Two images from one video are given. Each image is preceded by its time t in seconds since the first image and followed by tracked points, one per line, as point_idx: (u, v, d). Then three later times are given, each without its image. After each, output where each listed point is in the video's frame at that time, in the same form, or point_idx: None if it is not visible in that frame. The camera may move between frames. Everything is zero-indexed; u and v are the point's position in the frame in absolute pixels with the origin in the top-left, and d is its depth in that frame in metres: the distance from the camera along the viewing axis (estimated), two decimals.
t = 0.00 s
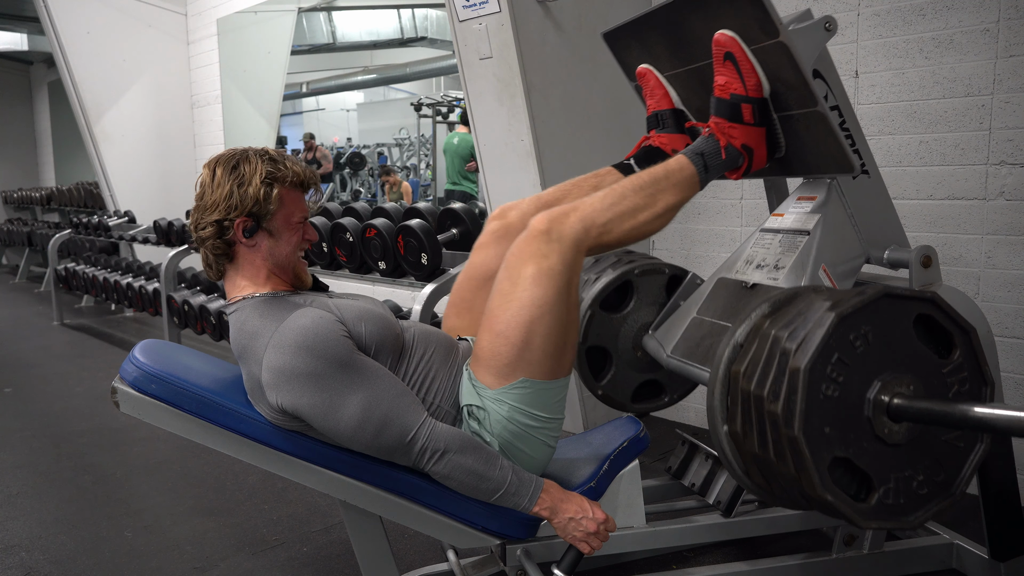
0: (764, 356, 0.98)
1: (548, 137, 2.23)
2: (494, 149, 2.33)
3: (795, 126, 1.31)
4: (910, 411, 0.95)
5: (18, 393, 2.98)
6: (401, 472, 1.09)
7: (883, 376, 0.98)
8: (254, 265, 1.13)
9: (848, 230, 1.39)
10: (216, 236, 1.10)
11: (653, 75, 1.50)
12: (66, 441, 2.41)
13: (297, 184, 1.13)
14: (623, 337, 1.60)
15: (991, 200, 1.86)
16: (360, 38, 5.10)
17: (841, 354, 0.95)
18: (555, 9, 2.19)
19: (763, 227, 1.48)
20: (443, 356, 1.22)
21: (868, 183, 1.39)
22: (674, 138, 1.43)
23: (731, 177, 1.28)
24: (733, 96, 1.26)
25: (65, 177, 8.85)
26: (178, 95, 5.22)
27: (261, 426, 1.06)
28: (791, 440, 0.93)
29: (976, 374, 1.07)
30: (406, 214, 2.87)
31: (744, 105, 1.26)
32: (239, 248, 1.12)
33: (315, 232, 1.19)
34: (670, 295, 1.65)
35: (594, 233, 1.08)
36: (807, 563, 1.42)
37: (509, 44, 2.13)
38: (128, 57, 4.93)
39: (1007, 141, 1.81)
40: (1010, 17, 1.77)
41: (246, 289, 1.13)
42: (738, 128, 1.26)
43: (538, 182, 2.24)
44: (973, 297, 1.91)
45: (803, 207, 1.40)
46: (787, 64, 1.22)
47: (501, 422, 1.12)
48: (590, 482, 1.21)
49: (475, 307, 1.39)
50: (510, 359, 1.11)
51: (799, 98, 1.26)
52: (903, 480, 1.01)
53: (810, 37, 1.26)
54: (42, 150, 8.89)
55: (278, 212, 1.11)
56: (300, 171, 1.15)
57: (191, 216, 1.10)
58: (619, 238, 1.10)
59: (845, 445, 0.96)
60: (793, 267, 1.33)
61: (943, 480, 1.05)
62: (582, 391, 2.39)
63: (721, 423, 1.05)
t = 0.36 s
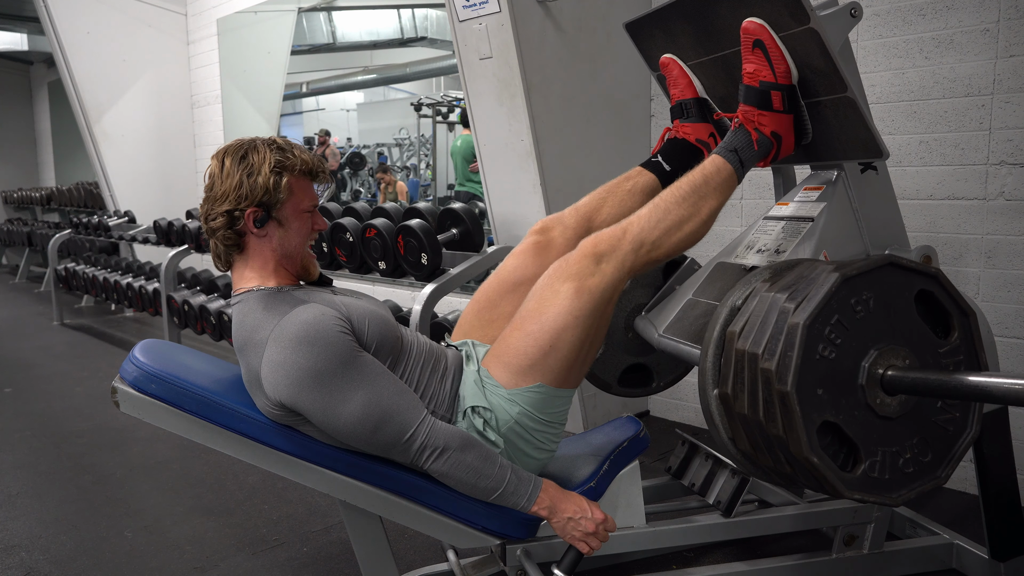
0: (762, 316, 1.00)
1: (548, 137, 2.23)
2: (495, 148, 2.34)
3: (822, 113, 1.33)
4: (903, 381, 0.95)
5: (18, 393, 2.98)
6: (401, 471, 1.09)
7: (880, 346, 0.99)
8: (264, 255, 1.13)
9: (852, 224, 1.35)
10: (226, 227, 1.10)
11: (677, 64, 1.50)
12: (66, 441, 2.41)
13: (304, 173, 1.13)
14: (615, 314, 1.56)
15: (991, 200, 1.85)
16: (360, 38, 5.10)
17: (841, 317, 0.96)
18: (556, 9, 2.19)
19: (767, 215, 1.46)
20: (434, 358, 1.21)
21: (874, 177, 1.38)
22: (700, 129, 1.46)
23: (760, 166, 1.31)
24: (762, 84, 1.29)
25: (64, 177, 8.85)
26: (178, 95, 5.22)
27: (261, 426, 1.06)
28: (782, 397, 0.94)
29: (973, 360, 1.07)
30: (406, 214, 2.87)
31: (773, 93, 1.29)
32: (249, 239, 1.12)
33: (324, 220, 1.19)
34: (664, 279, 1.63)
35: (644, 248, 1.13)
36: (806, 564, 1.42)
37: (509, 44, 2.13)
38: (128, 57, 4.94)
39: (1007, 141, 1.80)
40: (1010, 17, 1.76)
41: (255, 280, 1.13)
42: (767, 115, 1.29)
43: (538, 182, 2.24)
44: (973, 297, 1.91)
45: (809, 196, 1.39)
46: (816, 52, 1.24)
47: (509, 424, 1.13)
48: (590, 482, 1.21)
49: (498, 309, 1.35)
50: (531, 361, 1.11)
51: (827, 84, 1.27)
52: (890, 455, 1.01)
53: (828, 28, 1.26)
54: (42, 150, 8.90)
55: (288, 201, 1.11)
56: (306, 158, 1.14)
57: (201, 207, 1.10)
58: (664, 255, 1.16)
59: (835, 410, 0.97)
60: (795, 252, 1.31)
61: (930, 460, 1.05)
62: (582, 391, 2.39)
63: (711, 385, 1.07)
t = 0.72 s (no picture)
0: (763, 318, 1.00)
1: (548, 138, 2.23)
2: (495, 149, 2.34)
3: (823, 114, 1.33)
4: (904, 384, 0.95)
5: (19, 393, 2.98)
6: (402, 471, 1.09)
7: (882, 347, 0.99)
8: (261, 255, 1.13)
9: (853, 225, 1.35)
10: (221, 232, 1.10)
11: (676, 66, 1.51)
12: (66, 441, 2.41)
13: (288, 166, 1.13)
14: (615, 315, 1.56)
15: (991, 200, 1.85)
16: (360, 38, 5.10)
17: (842, 319, 0.96)
18: (556, 9, 2.19)
19: (767, 216, 1.46)
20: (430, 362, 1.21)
21: (875, 178, 1.38)
22: (700, 131, 1.47)
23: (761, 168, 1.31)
24: (763, 86, 1.29)
25: (64, 177, 8.85)
26: (178, 95, 5.22)
27: (262, 426, 1.06)
28: (784, 400, 0.94)
29: (973, 361, 1.07)
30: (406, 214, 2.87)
31: (774, 95, 1.29)
32: (244, 241, 1.13)
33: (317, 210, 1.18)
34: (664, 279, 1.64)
35: (647, 251, 1.13)
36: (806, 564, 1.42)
37: (510, 44, 2.13)
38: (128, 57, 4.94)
39: (1007, 141, 1.80)
40: (1010, 17, 1.76)
41: (256, 281, 1.13)
42: (769, 117, 1.29)
43: (539, 183, 2.24)
44: (973, 297, 1.91)
45: (809, 196, 1.39)
46: (817, 53, 1.24)
47: (508, 427, 1.13)
48: (590, 482, 1.21)
49: (497, 308, 1.34)
50: (533, 363, 1.11)
51: (827, 85, 1.28)
52: (892, 456, 1.01)
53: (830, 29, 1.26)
54: (42, 150, 8.90)
55: (276, 198, 1.11)
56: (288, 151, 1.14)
57: (194, 217, 1.11)
58: (665, 257, 1.16)
59: (837, 413, 0.97)
60: (795, 252, 1.31)
61: (932, 460, 1.05)
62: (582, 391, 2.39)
63: (712, 386, 1.07)
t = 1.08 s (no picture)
0: (761, 313, 1.00)
1: (548, 137, 2.23)
2: (495, 148, 2.34)
3: (824, 112, 1.33)
4: (900, 379, 0.95)
5: (19, 393, 2.98)
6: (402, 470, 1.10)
7: (880, 343, 0.99)
8: (237, 264, 1.13)
9: (852, 223, 1.35)
10: (190, 264, 1.11)
11: (679, 63, 1.50)
12: (66, 441, 2.41)
13: (213, 172, 1.11)
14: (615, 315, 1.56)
15: (991, 200, 1.85)
16: (360, 38, 5.10)
17: (840, 314, 0.97)
18: (556, 9, 2.19)
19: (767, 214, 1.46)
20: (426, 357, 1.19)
21: (875, 177, 1.38)
22: (701, 128, 1.47)
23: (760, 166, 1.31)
24: (763, 84, 1.29)
25: (64, 177, 8.84)
26: (178, 95, 5.23)
27: (260, 426, 1.06)
28: (780, 393, 0.94)
29: (971, 358, 1.07)
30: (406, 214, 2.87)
31: (775, 92, 1.29)
32: (215, 261, 1.13)
33: (264, 196, 1.16)
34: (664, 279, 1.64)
35: (650, 251, 1.15)
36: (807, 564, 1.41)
37: (510, 44, 2.13)
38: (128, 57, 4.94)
39: (1007, 141, 1.80)
40: (1010, 17, 1.76)
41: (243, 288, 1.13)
42: (769, 114, 1.30)
43: (539, 182, 2.24)
44: (973, 297, 1.91)
45: (809, 195, 1.39)
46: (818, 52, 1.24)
47: (510, 424, 1.12)
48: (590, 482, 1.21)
49: (503, 313, 1.33)
50: (535, 362, 1.11)
51: (828, 84, 1.28)
52: (889, 451, 1.01)
53: (832, 26, 1.26)
54: (42, 150, 8.90)
55: (218, 207, 1.10)
56: (205, 159, 1.12)
57: (161, 262, 1.13)
58: (668, 257, 1.17)
59: (834, 407, 0.97)
60: (795, 250, 1.31)
61: (929, 457, 1.05)
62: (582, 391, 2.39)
63: (710, 381, 1.07)
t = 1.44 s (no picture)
0: (761, 313, 1.00)
1: (548, 137, 2.23)
2: (495, 148, 2.34)
3: (824, 112, 1.33)
4: (900, 380, 0.95)
5: (19, 393, 2.98)
6: (402, 470, 1.10)
7: (880, 343, 0.99)
8: (201, 291, 1.11)
9: (852, 223, 1.35)
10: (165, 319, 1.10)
11: (679, 62, 1.51)
12: (66, 441, 2.41)
13: (117, 227, 1.07)
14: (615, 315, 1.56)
15: (991, 200, 1.85)
16: (360, 38, 5.11)
17: (840, 314, 0.96)
18: (556, 9, 2.19)
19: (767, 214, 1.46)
20: (415, 353, 1.16)
21: (876, 177, 1.38)
22: (701, 128, 1.47)
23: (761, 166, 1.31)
24: (763, 83, 1.30)
25: (64, 177, 8.84)
26: (178, 95, 5.22)
27: (261, 426, 1.05)
28: (781, 393, 0.94)
29: (972, 358, 1.07)
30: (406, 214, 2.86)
31: (775, 92, 1.30)
32: (182, 304, 1.11)
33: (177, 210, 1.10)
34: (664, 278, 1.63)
35: (650, 252, 1.15)
36: (807, 564, 1.41)
37: (510, 44, 2.13)
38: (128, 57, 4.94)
39: (1007, 141, 1.80)
40: (1010, 17, 1.76)
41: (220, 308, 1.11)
42: (769, 114, 1.30)
43: (538, 183, 2.24)
44: (973, 297, 1.91)
45: (809, 195, 1.39)
46: (818, 52, 1.24)
47: (511, 424, 1.12)
48: (589, 482, 1.20)
49: (504, 314, 1.33)
50: (535, 361, 1.11)
51: (828, 83, 1.28)
52: (889, 452, 1.01)
53: (832, 26, 1.26)
54: (42, 150, 8.90)
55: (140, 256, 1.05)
56: (103, 224, 1.09)
57: (146, 336, 1.13)
58: (667, 258, 1.17)
59: (834, 408, 0.97)
60: (795, 250, 1.31)
61: (929, 457, 1.05)
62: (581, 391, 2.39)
63: (711, 381, 1.07)
